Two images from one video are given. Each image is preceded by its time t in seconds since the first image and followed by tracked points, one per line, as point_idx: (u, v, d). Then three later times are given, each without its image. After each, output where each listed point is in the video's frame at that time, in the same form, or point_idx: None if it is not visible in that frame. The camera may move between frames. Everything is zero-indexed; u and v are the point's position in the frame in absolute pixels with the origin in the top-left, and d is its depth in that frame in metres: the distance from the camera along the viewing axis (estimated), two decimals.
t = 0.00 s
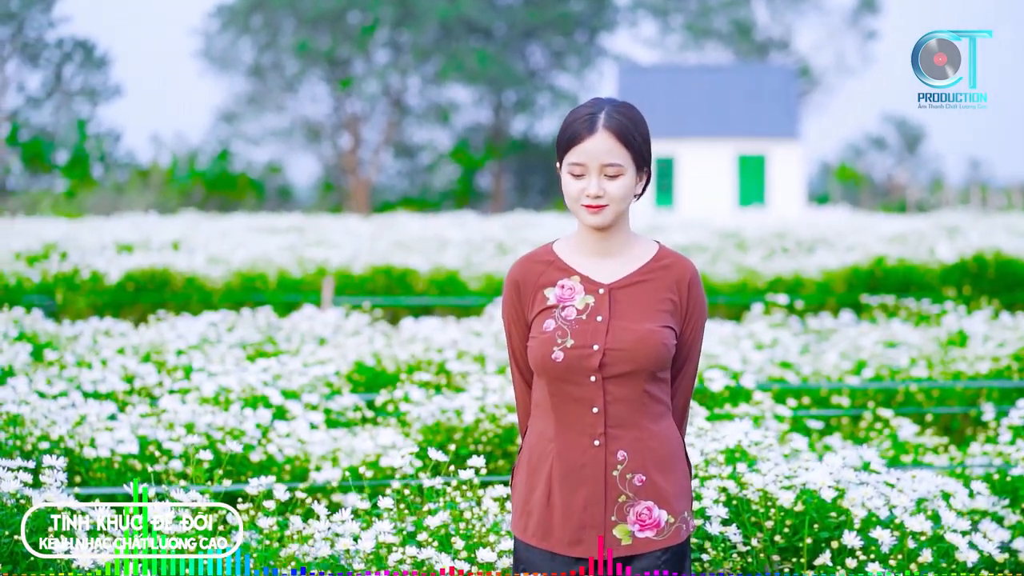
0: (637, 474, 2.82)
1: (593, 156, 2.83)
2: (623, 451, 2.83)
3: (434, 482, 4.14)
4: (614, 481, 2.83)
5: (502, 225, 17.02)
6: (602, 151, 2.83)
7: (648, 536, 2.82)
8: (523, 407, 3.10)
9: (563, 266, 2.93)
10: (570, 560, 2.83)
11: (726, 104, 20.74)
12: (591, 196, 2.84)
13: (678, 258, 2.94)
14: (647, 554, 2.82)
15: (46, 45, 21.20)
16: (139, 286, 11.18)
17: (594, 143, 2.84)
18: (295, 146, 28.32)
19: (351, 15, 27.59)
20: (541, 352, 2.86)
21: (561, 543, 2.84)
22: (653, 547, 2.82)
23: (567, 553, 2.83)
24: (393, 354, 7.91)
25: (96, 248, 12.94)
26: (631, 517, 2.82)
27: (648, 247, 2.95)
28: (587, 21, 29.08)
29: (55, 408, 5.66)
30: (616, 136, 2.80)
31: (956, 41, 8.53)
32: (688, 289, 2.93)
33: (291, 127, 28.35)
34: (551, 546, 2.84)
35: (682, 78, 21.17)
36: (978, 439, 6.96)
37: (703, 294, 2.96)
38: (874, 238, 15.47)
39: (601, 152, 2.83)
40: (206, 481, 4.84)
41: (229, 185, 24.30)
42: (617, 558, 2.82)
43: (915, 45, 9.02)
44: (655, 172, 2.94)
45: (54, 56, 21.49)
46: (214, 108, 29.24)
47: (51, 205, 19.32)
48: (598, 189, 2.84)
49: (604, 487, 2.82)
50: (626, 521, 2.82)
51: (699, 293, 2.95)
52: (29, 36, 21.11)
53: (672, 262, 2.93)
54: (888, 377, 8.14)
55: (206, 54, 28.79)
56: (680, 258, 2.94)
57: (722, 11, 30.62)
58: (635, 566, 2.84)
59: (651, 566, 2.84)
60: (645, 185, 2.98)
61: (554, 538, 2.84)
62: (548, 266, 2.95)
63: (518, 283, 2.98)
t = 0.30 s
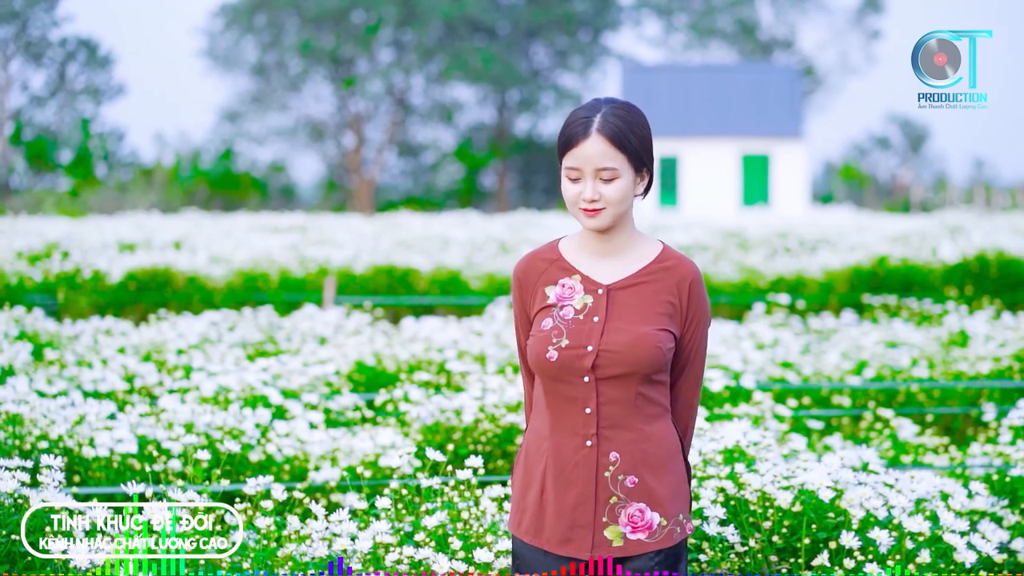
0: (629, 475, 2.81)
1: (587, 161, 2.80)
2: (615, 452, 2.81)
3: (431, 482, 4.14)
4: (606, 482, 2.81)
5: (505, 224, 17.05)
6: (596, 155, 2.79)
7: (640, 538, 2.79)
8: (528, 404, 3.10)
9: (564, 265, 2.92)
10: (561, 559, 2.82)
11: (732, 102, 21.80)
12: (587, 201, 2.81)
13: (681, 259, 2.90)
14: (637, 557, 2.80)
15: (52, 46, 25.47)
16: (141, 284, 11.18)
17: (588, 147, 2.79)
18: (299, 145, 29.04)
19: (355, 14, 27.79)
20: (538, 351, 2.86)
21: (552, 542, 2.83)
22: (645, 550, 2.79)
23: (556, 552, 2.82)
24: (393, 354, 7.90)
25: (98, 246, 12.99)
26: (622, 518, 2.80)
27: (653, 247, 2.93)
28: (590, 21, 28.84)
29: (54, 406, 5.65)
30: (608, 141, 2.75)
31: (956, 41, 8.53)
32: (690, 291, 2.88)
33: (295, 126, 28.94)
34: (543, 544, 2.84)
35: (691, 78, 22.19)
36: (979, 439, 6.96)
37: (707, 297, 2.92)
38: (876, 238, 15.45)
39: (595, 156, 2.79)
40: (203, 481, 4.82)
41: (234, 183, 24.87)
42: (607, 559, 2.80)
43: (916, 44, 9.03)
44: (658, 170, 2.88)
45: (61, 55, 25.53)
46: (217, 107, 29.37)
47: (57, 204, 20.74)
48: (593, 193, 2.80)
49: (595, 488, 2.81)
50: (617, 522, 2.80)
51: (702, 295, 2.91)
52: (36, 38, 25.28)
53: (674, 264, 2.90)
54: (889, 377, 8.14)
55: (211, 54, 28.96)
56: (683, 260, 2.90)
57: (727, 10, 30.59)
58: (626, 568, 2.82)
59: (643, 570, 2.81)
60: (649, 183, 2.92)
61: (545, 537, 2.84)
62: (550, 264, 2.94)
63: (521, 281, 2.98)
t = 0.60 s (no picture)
0: (617, 477, 2.76)
1: (575, 164, 2.71)
2: (604, 453, 2.76)
3: (424, 482, 4.15)
4: (593, 483, 2.76)
5: (506, 223, 17.05)
6: (584, 158, 2.70)
7: (627, 540, 2.75)
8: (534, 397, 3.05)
9: (565, 262, 2.86)
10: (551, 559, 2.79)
11: (734, 104, 21.84)
12: (579, 205, 2.73)
13: (680, 260, 2.79)
14: (626, 559, 2.76)
15: (53, 46, 25.48)
16: (140, 284, 11.18)
17: (576, 151, 2.71)
18: (299, 144, 29.00)
19: (357, 13, 27.81)
20: (532, 349, 2.82)
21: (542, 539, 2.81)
22: (633, 553, 2.75)
23: (545, 550, 2.80)
24: (391, 353, 7.88)
25: (97, 246, 12.99)
26: (610, 519, 2.76)
27: (652, 247, 2.83)
28: (590, 20, 28.86)
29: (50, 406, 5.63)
30: (594, 144, 2.66)
31: (956, 41, 8.52)
32: (689, 292, 2.78)
33: (295, 125, 28.90)
34: (533, 541, 2.82)
35: (692, 79, 22.28)
36: (977, 439, 6.95)
37: (708, 299, 2.80)
38: (877, 237, 15.44)
39: (583, 160, 2.70)
40: (198, 481, 4.81)
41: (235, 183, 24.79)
42: (593, 560, 2.77)
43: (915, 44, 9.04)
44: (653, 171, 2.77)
45: (62, 54, 25.56)
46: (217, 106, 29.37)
47: (58, 203, 20.74)
48: (584, 197, 2.72)
49: (582, 488, 2.76)
50: (605, 523, 2.76)
51: (702, 296, 2.79)
52: (37, 37, 25.28)
53: (672, 263, 2.80)
54: (886, 377, 8.13)
55: (211, 53, 28.98)
56: (681, 260, 2.79)
57: (728, 9, 30.61)
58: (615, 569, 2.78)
59: (632, 571, 2.77)
60: (646, 183, 2.82)
61: (534, 532, 2.82)
62: (552, 262, 2.88)
63: (525, 276, 2.93)
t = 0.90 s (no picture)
0: (609, 479, 2.74)
1: (570, 169, 2.71)
2: (597, 454, 2.75)
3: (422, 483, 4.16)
4: (586, 484, 2.75)
5: (509, 223, 17.07)
6: (576, 162, 2.70)
7: (619, 543, 2.73)
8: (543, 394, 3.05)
9: (570, 260, 2.86)
10: (543, 557, 2.79)
11: (737, 103, 21.86)
12: (576, 209, 2.73)
13: (682, 262, 2.76)
14: (618, 561, 2.74)
15: (57, 45, 25.46)
16: (142, 283, 11.19)
17: (568, 156, 2.71)
18: (304, 144, 29.01)
19: (362, 13, 27.86)
20: (532, 348, 2.84)
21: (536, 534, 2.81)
22: (624, 555, 2.73)
23: (537, 547, 2.79)
24: (392, 353, 7.87)
25: (100, 245, 13.00)
26: (602, 521, 2.74)
27: (654, 248, 2.80)
28: (596, 20, 28.92)
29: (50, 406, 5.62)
30: (585, 148, 2.65)
31: (956, 41, 8.49)
32: (691, 295, 2.74)
33: (300, 124, 28.88)
34: (527, 537, 2.82)
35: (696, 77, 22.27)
36: (978, 439, 6.94)
37: (713, 303, 2.75)
38: (880, 236, 15.44)
39: (575, 163, 2.70)
40: (196, 481, 4.80)
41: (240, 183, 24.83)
42: (584, 560, 2.75)
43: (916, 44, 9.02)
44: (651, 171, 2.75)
45: (67, 54, 25.57)
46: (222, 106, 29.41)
47: (62, 204, 20.80)
48: (580, 200, 2.72)
49: (575, 488, 2.75)
50: (597, 525, 2.75)
51: (704, 299, 2.74)
52: (42, 37, 25.30)
53: (673, 265, 2.76)
54: (888, 377, 8.12)
55: (216, 53, 29.04)
56: (684, 263, 2.76)
57: (733, 9, 30.62)
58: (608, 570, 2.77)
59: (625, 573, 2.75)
60: (645, 183, 2.80)
61: (529, 528, 2.82)
62: (558, 260, 2.89)
63: (532, 273, 2.94)
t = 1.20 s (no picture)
0: (603, 478, 2.74)
1: (564, 170, 2.71)
2: (593, 453, 2.75)
3: (419, 484, 4.15)
4: (580, 482, 2.75)
5: (512, 222, 17.12)
6: (569, 164, 2.69)
7: (611, 541, 2.73)
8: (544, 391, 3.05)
9: (572, 259, 2.86)
10: (535, 552, 2.78)
11: (739, 103, 21.86)
12: (572, 210, 2.73)
13: (683, 264, 2.75)
14: (608, 559, 2.74)
15: (61, 45, 25.50)
16: (144, 284, 11.21)
17: (561, 158, 2.70)
18: (308, 143, 29.02)
19: (365, 12, 27.85)
20: (531, 345, 2.83)
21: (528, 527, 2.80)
22: (617, 554, 2.72)
23: (529, 540, 2.79)
24: (392, 353, 7.87)
25: (102, 245, 13.00)
26: (595, 519, 2.74)
27: (655, 248, 2.80)
28: (600, 19, 28.96)
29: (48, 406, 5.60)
30: (578, 151, 2.65)
31: (956, 41, 8.50)
32: (690, 296, 2.72)
33: (304, 124, 28.91)
34: (520, 531, 2.82)
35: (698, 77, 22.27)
36: (978, 438, 6.94)
37: (715, 305, 2.72)
38: (883, 235, 15.47)
39: (568, 165, 2.69)
40: (194, 482, 4.80)
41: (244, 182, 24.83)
42: (576, 557, 2.75)
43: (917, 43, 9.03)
44: (646, 171, 2.74)
45: (71, 54, 25.60)
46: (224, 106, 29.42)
47: (65, 204, 20.79)
48: (576, 201, 2.71)
49: (569, 486, 2.75)
50: (589, 522, 2.74)
51: (704, 301, 2.72)
52: (46, 36, 25.35)
53: (672, 266, 2.75)
54: (888, 377, 8.12)
55: (220, 52, 29.05)
56: (684, 264, 2.75)
57: (736, 8, 30.62)
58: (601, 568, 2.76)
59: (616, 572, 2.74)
60: (643, 182, 2.79)
61: (522, 522, 2.82)
62: (561, 258, 2.89)
63: (535, 271, 2.94)
